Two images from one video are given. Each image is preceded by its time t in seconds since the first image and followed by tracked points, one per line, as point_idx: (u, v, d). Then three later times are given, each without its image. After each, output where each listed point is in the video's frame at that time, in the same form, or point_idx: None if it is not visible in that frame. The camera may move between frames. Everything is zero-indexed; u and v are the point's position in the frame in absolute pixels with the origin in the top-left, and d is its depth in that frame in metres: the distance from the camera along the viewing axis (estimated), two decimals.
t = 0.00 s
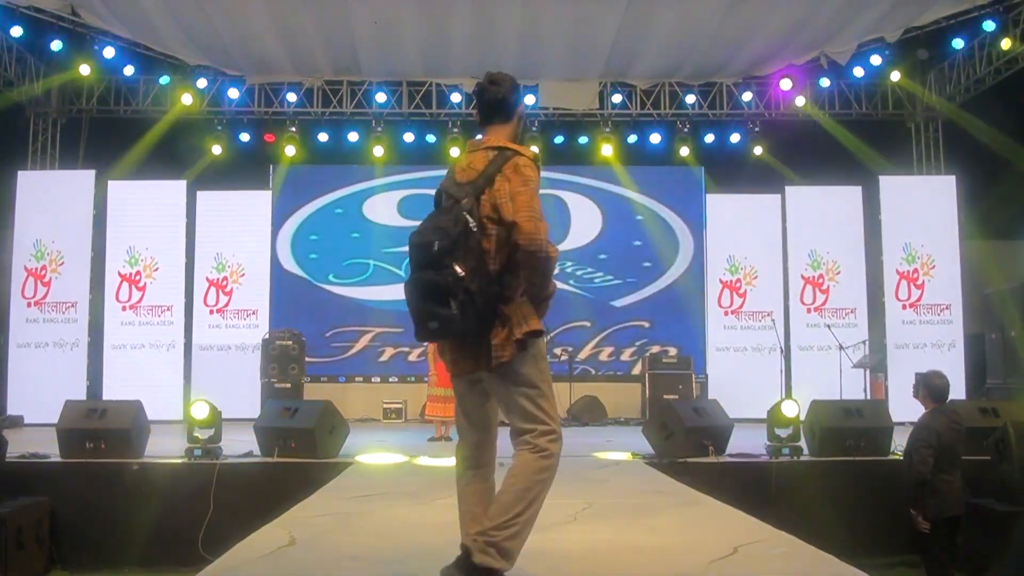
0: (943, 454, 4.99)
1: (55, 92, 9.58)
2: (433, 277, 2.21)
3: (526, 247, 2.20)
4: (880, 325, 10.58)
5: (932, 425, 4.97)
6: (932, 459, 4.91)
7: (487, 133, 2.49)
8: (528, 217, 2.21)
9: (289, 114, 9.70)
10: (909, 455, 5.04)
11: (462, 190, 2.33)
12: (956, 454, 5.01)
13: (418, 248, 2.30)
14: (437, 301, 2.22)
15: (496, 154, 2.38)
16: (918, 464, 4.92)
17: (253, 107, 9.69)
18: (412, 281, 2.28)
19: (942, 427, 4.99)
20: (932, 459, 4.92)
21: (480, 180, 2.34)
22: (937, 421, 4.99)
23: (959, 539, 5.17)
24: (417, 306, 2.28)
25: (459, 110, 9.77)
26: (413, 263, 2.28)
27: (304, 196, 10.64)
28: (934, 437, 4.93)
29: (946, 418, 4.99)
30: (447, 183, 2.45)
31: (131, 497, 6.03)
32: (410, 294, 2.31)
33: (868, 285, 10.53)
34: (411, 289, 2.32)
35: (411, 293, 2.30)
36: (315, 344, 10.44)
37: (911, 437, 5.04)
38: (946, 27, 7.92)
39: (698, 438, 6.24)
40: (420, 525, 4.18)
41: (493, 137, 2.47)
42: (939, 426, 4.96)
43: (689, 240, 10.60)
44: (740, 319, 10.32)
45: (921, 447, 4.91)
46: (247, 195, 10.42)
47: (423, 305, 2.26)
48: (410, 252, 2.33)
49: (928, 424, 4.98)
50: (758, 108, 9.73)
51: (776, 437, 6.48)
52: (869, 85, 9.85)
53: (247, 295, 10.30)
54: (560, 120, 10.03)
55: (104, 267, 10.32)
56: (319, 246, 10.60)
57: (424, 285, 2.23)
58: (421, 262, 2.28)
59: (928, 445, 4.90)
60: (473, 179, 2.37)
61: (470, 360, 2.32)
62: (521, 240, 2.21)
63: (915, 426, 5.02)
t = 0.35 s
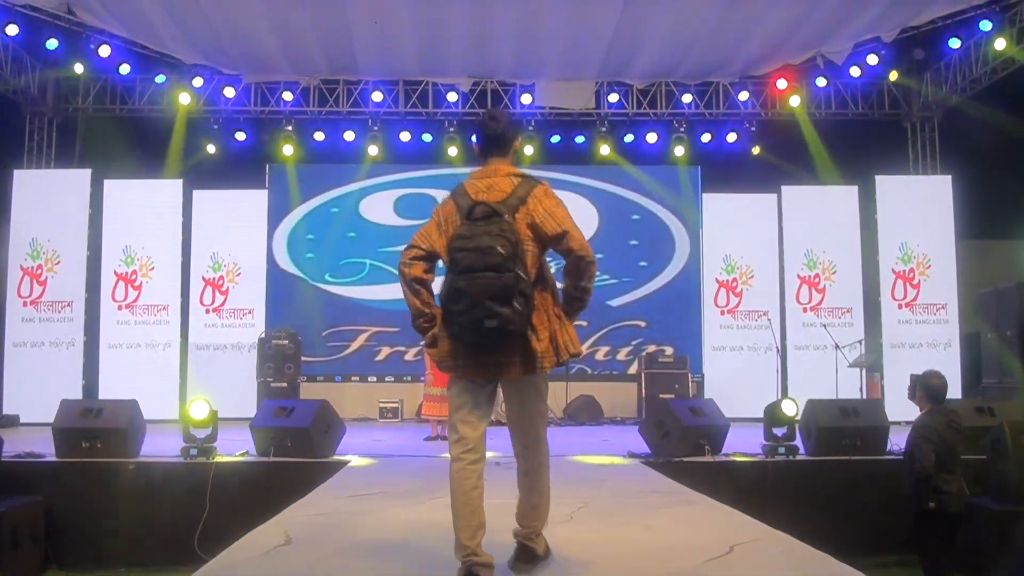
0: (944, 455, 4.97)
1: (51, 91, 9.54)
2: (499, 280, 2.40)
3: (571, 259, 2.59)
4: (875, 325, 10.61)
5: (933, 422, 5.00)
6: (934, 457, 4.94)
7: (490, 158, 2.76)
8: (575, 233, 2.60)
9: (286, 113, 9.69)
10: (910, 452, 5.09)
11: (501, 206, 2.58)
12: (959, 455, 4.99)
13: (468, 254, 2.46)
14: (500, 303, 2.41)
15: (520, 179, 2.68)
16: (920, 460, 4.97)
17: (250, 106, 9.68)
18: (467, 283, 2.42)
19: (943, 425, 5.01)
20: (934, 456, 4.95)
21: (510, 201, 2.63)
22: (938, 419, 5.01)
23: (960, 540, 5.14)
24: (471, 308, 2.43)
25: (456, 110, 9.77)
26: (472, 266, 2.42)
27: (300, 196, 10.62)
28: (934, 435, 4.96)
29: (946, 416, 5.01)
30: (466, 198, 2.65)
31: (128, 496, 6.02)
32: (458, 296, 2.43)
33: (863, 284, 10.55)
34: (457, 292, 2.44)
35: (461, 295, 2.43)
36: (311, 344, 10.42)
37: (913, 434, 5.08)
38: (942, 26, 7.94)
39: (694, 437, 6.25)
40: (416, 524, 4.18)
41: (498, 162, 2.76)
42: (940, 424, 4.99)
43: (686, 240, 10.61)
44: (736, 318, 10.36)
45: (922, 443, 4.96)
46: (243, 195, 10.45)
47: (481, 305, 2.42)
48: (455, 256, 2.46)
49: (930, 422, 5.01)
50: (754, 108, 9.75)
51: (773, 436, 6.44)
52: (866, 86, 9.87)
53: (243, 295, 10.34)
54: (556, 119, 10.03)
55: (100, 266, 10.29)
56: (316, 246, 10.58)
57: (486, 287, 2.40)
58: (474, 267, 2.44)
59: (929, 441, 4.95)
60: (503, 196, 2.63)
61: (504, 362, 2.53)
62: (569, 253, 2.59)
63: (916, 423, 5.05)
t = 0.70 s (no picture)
0: (942, 455, 4.96)
1: (50, 90, 9.53)
2: (530, 289, 2.72)
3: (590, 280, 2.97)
4: (874, 325, 10.61)
5: (931, 421, 5.01)
6: (931, 456, 4.96)
7: (509, 179, 3.07)
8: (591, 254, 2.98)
9: (285, 113, 9.68)
10: (908, 451, 5.09)
11: (527, 224, 2.91)
12: (957, 455, 4.98)
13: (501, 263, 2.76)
14: (530, 310, 2.72)
15: (541, 202, 3.03)
16: (916, 458, 4.99)
17: (249, 106, 9.66)
18: (501, 290, 2.71)
19: (941, 425, 5.01)
20: (931, 455, 4.96)
21: (534, 222, 2.96)
22: (936, 419, 5.01)
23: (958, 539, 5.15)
24: (503, 311, 2.72)
25: (455, 110, 9.76)
26: (506, 275, 2.72)
27: (299, 196, 10.61)
28: (933, 435, 4.96)
29: (944, 416, 5.00)
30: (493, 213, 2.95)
31: (127, 496, 6.02)
32: (492, 300, 2.72)
33: (862, 284, 10.55)
34: (490, 297, 2.73)
35: (495, 299, 2.72)
36: (310, 344, 10.42)
37: (911, 433, 5.08)
38: (941, 26, 7.94)
39: (693, 437, 6.25)
40: (414, 524, 4.18)
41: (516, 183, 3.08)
42: (938, 424, 4.99)
43: (685, 240, 10.60)
44: (735, 318, 10.37)
45: (921, 442, 4.97)
46: (243, 194, 10.44)
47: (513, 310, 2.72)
48: (489, 265, 2.76)
49: (927, 421, 5.02)
50: (753, 108, 9.75)
51: (772, 436, 6.46)
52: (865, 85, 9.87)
53: (242, 295, 10.34)
54: (555, 119, 10.03)
55: (99, 266, 10.29)
56: (315, 246, 10.58)
57: (518, 295, 2.71)
58: (507, 276, 2.74)
59: (926, 441, 4.96)
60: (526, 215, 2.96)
61: (522, 361, 2.85)
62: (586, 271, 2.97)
63: (914, 423, 5.06)
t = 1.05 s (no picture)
0: (945, 456, 4.96)
1: (51, 90, 9.54)
2: (544, 307, 3.07)
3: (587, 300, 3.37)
4: (876, 326, 10.61)
5: (934, 423, 5.01)
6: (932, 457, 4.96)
7: (511, 210, 3.42)
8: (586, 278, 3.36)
9: (286, 113, 9.68)
10: (910, 454, 5.08)
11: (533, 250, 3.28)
12: (960, 456, 4.98)
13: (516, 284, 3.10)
14: (543, 325, 3.08)
15: (542, 230, 3.40)
16: (918, 459, 4.99)
17: (250, 106, 9.66)
18: (519, 308, 3.05)
19: (944, 426, 5.01)
20: (934, 456, 4.96)
21: (538, 248, 3.32)
22: (939, 421, 5.01)
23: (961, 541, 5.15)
24: (520, 326, 3.06)
25: (455, 110, 9.77)
26: (523, 294, 3.06)
27: (300, 196, 10.61)
28: (935, 436, 4.96)
29: (948, 418, 5.00)
30: (502, 240, 3.29)
31: (128, 496, 6.03)
32: (510, 317, 3.05)
33: (864, 284, 10.54)
34: (509, 314, 3.06)
35: (513, 316, 3.05)
36: (311, 343, 10.42)
37: (915, 435, 5.08)
38: (942, 26, 7.93)
39: (694, 437, 6.26)
40: (415, 523, 4.19)
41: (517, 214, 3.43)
42: (941, 425, 4.98)
43: (686, 240, 10.59)
44: (736, 318, 10.37)
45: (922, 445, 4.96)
46: (244, 194, 10.45)
47: (529, 324, 3.07)
48: (506, 286, 3.09)
49: (931, 423, 5.01)
50: (755, 108, 9.74)
51: (774, 436, 6.45)
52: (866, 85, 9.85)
53: (243, 295, 10.35)
54: (556, 119, 10.03)
55: (101, 266, 10.29)
56: (316, 245, 10.58)
57: (534, 311, 3.06)
58: (522, 295, 3.07)
59: (928, 442, 4.97)
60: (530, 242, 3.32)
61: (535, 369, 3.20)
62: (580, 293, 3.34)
63: (917, 425, 5.06)
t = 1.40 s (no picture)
0: (946, 458, 4.97)
1: (50, 90, 9.52)
2: (538, 311, 3.32)
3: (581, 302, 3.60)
4: (875, 326, 10.61)
5: (935, 426, 4.99)
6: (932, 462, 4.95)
7: (510, 220, 3.64)
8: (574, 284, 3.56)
9: (285, 113, 9.67)
10: (910, 455, 5.09)
11: (530, 257, 3.50)
12: (960, 456, 5.00)
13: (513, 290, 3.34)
14: (539, 327, 3.32)
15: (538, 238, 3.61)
16: (919, 464, 4.98)
17: (249, 106, 9.64)
18: (516, 312, 3.29)
19: (946, 429, 4.99)
20: (933, 461, 4.96)
21: (534, 255, 3.54)
22: (941, 424, 4.98)
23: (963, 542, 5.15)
24: (517, 329, 3.30)
25: (454, 110, 9.76)
26: (519, 299, 3.29)
27: (298, 196, 10.60)
28: (938, 439, 4.95)
29: (950, 420, 4.98)
30: (501, 248, 3.51)
31: (127, 496, 6.03)
32: (509, 320, 3.30)
33: (863, 284, 10.54)
34: (507, 318, 3.30)
35: (511, 319, 3.30)
36: (310, 343, 10.41)
37: (915, 437, 5.06)
38: (941, 26, 7.92)
39: (694, 437, 6.25)
40: (415, 524, 4.18)
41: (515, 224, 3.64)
42: (943, 429, 4.96)
43: (685, 240, 10.59)
44: (735, 318, 10.38)
45: (921, 447, 4.97)
46: (242, 195, 10.47)
47: (525, 327, 3.31)
48: (504, 292, 3.33)
49: (933, 427, 4.98)
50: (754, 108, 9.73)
51: (773, 436, 6.45)
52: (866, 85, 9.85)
53: (242, 295, 10.36)
54: (555, 119, 10.02)
55: (99, 266, 10.28)
56: (315, 245, 10.57)
57: (530, 315, 3.31)
58: (519, 300, 3.31)
59: (929, 446, 4.95)
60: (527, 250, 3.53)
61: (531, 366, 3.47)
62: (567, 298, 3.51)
63: (918, 428, 5.03)
